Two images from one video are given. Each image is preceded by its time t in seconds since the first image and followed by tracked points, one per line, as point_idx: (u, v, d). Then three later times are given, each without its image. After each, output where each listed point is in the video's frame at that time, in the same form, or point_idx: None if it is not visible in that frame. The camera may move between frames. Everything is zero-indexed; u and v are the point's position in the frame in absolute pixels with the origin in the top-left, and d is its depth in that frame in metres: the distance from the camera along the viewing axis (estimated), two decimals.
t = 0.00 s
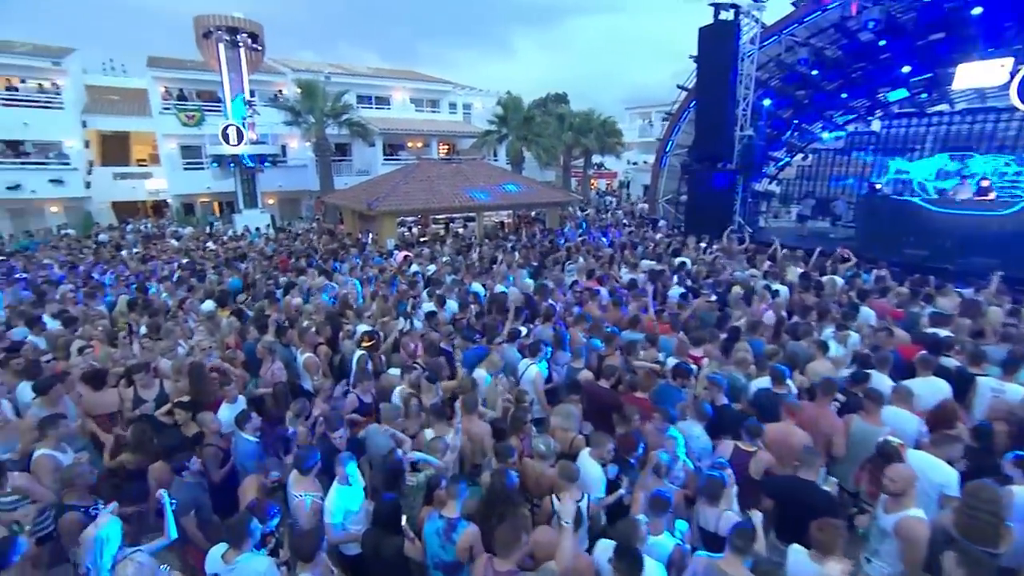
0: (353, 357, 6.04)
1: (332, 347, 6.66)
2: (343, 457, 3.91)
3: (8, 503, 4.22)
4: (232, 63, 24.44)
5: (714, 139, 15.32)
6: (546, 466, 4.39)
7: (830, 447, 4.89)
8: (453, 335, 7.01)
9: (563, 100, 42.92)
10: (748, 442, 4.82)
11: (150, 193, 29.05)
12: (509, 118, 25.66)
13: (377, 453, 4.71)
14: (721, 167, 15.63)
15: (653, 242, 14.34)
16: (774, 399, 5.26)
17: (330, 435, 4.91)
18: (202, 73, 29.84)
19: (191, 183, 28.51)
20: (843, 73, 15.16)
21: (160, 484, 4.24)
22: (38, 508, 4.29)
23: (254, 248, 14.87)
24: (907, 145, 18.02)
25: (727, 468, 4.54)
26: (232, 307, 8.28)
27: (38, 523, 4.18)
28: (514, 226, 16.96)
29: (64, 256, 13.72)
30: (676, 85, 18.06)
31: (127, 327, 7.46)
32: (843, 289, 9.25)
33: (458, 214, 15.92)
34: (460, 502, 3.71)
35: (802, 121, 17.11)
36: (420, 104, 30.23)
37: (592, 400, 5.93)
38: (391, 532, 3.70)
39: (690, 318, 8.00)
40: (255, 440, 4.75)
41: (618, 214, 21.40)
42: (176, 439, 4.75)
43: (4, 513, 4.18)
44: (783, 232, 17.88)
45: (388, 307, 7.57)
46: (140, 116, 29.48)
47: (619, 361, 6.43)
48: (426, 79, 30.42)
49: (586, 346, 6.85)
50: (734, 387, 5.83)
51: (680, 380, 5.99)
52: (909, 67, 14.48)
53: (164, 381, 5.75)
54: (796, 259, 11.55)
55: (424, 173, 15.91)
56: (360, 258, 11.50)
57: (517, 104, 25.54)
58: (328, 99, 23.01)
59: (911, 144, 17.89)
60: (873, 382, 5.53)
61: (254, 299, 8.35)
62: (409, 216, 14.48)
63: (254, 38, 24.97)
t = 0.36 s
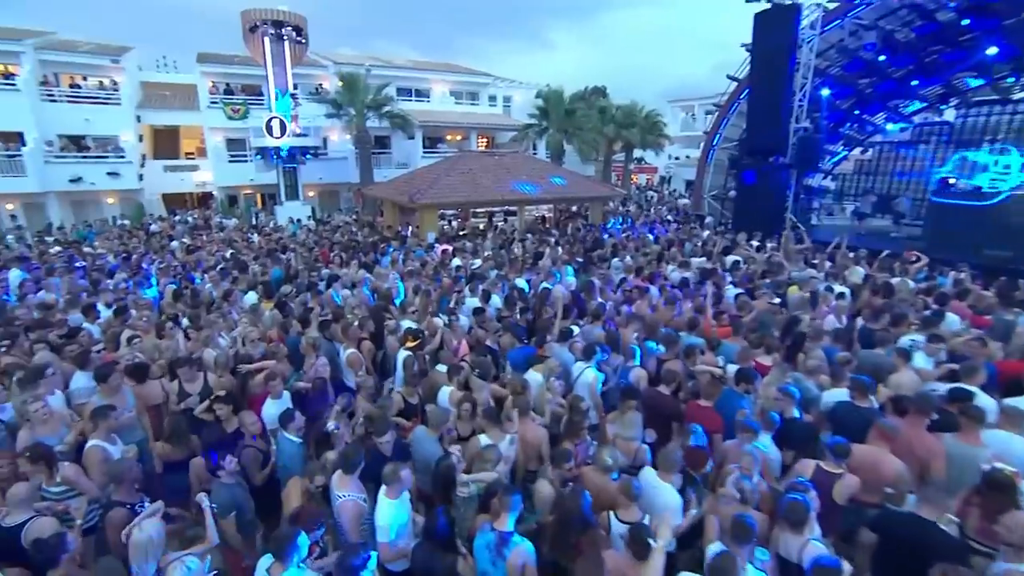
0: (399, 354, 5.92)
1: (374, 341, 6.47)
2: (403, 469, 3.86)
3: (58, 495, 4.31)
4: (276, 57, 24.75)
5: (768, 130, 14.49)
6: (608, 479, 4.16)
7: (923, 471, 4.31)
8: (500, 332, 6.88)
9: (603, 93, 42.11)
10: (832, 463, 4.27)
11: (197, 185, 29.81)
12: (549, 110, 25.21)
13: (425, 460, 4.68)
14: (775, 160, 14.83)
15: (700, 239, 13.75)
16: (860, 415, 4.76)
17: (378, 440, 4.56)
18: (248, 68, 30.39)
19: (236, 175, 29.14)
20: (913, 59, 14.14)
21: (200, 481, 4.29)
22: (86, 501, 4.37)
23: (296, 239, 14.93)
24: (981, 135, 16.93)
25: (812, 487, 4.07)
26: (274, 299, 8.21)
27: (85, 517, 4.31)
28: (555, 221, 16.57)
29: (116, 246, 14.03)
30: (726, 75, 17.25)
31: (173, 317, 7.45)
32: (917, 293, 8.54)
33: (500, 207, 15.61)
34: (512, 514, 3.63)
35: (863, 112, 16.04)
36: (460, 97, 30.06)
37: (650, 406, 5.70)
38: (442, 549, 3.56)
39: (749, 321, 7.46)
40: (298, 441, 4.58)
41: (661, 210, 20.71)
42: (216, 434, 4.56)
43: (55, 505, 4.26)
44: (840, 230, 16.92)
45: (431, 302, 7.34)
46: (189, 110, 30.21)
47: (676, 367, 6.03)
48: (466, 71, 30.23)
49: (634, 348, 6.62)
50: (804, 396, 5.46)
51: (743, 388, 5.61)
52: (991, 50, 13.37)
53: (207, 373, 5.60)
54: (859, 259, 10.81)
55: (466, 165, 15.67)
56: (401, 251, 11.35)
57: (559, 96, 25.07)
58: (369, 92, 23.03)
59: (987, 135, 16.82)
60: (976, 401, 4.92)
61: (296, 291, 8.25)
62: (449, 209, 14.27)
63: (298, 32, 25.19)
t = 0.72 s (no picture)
0: (446, 354, 5.75)
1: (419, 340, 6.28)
2: (457, 486, 3.56)
3: (106, 491, 4.27)
4: (320, 50, 24.94)
5: (826, 123, 13.62)
6: (687, 500, 3.79)
7: None
8: (551, 338, 6.67)
9: (645, 85, 41.09)
10: (939, 495, 3.69)
11: (241, 177, 30.44)
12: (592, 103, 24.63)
13: (476, 470, 4.41)
14: (834, 154, 14.06)
15: (753, 238, 13.06)
16: (967, 439, 4.15)
17: (429, 448, 4.24)
18: (292, 61, 30.81)
19: (278, 167, 29.58)
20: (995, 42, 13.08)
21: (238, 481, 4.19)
22: (132, 499, 4.34)
23: (336, 231, 14.92)
24: None
25: (915, 525, 3.46)
26: (317, 291, 8.07)
27: (129, 515, 4.29)
28: (598, 217, 16.08)
29: (165, 237, 14.29)
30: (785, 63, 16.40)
31: (217, 309, 7.40)
32: (1006, 300, 7.76)
33: (542, 201, 15.23)
34: (579, 538, 3.32)
35: (934, 99, 15.09)
36: (500, 90, 29.75)
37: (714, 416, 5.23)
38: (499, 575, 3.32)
39: (818, 327, 6.88)
40: (342, 445, 4.38)
41: (707, 206, 19.92)
42: (249, 435, 4.30)
43: (102, 502, 4.22)
44: (903, 229, 15.86)
45: (476, 299, 7.04)
46: (235, 103, 30.86)
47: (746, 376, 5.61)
48: (507, 63, 29.86)
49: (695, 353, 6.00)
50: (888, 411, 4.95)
51: (817, 399, 4.99)
52: None
53: (250, 370, 5.43)
54: (935, 262, 9.98)
55: (509, 158, 15.35)
56: (442, 245, 11.12)
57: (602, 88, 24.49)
58: (411, 84, 22.95)
59: None
60: None
61: (339, 284, 8.10)
62: (491, 202, 13.98)
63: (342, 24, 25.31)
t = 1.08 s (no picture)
0: (496, 354, 5.50)
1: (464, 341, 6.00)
2: (519, 502, 3.26)
3: (150, 489, 4.15)
4: (361, 41, 24.93)
5: (894, 112, 12.70)
6: (770, 525, 3.54)
7: None
8: (602, 340, 6.27)
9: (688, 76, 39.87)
10: None
11: (282, 168, 30.83)
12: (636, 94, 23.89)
13: (528, 478, 4.14)
14: (902, 145, 13.09)
15: (810, 236, 12.30)
16: None
17: (486, 459, 3.97)
18: (333, 53, 31.00)
19: (318, 158, 29.85)
20: None
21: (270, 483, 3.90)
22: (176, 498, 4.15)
23: (375, 223, 14.82)
24: None
25: None
26: (358, 285, 7.88)
27: (171, 514, 4.02)
28: (641, 212, 15.52)
29: (208, 227, 14.42)
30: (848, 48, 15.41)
31: (259, 301, 7.28)
32: None
33: (584, 195, 14.74)
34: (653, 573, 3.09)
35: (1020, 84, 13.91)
36: (540, 80, 29.22)
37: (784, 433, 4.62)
38: None
39: (897, 335, 6.24)
40: (387, 451, 4.10)
41: (756, 201, 19.04)
42: (282, 437, 3.91)
43: (145, 500, 4.09)
44: (975, 227, 14.72)
45: (522, 298, 6.69)
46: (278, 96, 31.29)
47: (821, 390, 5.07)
48: (547, 53, 29.28)
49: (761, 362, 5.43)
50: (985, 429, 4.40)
51: (911, 420, 4.35)
52: None
53: (291, 367, 5.19)
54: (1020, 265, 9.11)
55: (551, 150, 14.92)
56: (483, 238, 10.82)
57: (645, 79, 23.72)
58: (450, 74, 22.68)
59: None
60: None
61: (381, 278, 7.89)
62: (533, 195, 13.61)
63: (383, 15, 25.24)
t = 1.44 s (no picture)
0: (548, 355, 5.29)
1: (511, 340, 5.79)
2: (585, 528, 3.03)
3: (192, 488, 4.04)
4: (401, 28, 24.76)
5: (974, 100, 11.93)
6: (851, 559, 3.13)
7: None
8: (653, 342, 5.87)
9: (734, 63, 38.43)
10: None
11: (321, 156, 30.98)
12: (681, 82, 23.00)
13: (585, 489, 3.87)
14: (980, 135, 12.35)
15: (872, 232, 11.51)
16: None
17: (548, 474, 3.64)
18: (373, 40, 30.99)
19: (357, 146, 29.93)
20: None
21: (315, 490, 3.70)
22: (216, 499, 4.03)
23: (413, 213, 14.65)
24: None
25: None
26: (399, 277, 7.68)
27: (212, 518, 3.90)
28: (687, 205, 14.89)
29: (250, 215, 14.53)
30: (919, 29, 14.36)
31: (300, 292, 7.15)
32: None
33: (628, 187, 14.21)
34: None
35: None
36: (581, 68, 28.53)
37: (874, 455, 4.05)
38: None
39: (988, 346, 5.63)
40: (434, 460, 3.88)
41: (808, 195, 18.07)
42: (324, 442, 3.73)
43: (188, 500, 3.99)
44: None
45: (570, 296, 6.35)
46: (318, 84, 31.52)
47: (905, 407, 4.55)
48: (589, 40, 28.50)
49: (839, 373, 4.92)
50: None
51: None
52: None
53: (331, 364, 5.02)
54: None
55: (594, 139, 14.42)
56: (524, 230, 10.49)
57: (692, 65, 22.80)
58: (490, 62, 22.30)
59: None
60: None
61: (422, 270, 7.67)
62: (576, 185, 13.19)
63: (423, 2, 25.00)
